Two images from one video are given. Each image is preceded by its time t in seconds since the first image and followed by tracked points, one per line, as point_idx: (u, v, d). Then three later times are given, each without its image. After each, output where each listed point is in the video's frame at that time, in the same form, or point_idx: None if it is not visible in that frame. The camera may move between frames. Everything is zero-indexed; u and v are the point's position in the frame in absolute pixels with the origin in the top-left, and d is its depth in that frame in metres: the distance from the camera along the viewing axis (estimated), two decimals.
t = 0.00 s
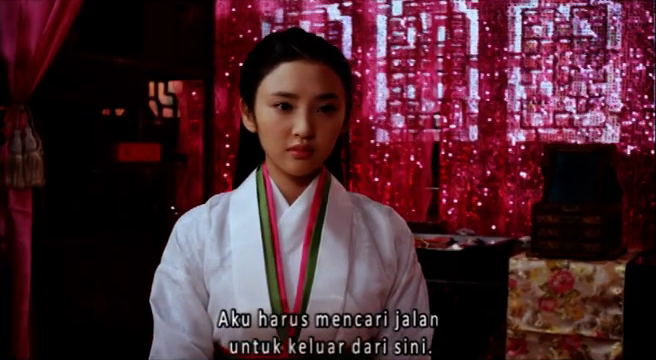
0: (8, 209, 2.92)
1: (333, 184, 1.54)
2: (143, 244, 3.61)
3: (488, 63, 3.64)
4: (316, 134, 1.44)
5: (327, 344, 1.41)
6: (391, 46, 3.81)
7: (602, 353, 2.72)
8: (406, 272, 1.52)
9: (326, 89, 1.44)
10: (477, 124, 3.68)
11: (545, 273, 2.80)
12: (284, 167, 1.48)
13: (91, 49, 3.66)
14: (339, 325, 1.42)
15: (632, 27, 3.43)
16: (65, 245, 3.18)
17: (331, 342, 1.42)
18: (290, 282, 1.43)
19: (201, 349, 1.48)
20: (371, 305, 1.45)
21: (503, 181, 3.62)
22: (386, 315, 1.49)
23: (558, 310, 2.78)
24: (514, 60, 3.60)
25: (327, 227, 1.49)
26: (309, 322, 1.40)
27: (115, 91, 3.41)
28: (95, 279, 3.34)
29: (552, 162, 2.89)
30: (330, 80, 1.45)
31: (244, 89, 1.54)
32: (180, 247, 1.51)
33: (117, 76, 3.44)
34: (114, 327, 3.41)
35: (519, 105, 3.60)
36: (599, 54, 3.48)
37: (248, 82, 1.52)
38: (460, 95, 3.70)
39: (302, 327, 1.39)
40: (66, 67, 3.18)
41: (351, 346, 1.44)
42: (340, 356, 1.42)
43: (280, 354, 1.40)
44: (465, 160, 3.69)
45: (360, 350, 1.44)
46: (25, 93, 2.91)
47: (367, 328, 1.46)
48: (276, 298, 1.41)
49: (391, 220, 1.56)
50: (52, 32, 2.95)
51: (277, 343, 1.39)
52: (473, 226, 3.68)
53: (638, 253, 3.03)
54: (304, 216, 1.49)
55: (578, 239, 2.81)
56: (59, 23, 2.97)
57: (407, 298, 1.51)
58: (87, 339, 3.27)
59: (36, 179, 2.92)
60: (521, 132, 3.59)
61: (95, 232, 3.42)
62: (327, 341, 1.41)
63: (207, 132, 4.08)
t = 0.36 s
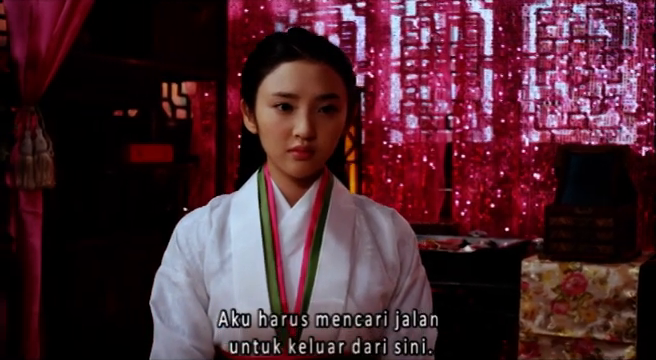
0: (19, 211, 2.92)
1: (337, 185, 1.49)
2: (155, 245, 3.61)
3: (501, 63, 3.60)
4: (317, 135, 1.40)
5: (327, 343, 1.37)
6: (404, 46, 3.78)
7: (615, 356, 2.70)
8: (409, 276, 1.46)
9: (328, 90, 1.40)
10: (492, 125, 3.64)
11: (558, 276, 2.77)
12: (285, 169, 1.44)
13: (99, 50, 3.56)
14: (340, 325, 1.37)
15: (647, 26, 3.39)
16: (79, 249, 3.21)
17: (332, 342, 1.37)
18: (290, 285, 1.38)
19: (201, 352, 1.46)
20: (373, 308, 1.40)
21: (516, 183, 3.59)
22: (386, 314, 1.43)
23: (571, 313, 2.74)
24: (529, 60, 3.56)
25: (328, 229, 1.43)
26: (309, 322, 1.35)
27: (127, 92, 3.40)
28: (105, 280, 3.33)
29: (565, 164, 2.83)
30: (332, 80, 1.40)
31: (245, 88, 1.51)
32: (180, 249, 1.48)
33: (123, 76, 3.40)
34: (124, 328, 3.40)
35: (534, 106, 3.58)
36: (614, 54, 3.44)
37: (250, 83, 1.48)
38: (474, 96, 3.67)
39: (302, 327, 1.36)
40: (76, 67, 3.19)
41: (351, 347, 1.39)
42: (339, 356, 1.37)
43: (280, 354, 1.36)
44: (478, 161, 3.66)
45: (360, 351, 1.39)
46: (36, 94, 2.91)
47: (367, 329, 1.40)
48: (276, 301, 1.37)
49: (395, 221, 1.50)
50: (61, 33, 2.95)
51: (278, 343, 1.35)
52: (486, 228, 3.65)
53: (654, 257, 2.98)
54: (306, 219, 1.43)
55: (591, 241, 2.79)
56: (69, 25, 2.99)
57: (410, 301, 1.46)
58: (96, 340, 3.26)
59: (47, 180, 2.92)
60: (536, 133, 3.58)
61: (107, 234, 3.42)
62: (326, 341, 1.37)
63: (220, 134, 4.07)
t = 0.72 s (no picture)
0: (30, 212, 2.92)
1: (340, 185, 1.38)
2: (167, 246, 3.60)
3: (515, 63, 3.56)
4: (318, 136, 1.29)
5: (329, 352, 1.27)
6: (418, 46, 3.75)
7: None
8: (414, 279, 1.36)
9: (330, 89, 1.29)
10: (507, 126, 3.60)
11: (570, 278, 2.74)
12: (286, 170, 1.34)
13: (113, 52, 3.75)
14: (341, 334, 1.27)
15: None
16: (87, 249, 3.22)
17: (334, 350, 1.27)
18: (290, 288, 1.28)
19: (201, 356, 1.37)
20: (375, 313, 1.30)
21: (530, 184, 3.56)
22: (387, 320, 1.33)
23: (584, 315, 2.71)
24: (544, 61, 3.52)
25: (331, 230, 1.33)
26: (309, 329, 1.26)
27: (132, 92, 3.33)
28: (116, 281, 3.32)
29: (579, 164, 2.84)
30: (332, 79, 1.30)
31: (247, 88, 1.48)
32: (180, 250, 1.38)
33: (133, 76, 3.37)
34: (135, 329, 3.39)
35: (548, 106, 3.53)
36: (630, 54, 3.36)
37: (250, 82, 1.46)
38: (487, 96, 3.63)
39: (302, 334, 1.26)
40: (86, 67, 3.20)
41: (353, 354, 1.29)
42: None
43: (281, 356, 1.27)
44: (491, 162, 3.64)
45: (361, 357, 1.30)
46: (46, 95, 2.92)
47: (370, 336, 1.31)
48: (276, 304, 1.27)
49: (398, 222, 1.39)
50: (72, 33, 2.93)
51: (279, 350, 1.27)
52: (500, 230, 3.63)
53: None
54: (307, 220, 1.32)
55: (605, 243, 2.75)
56: (79, 25, 2.95)
57: (415, 306, 1.36)
58: (107, 341, 3.25)
59: (58, 181, 2.91)
60: (551, 134, 3.53)
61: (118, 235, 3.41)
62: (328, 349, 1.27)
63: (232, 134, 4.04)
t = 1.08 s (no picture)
0: (40, 214, 2.92)
1: (341, 187, 1.48)
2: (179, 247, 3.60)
3: (529, 64, 3.54)
4: (319, 136, 1.39)
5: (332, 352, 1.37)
6: (432, 46, 3.73)
7: None
8: (415, 282, 1.46)
9: (330, 90, 1.39)
10: (521, 126, 3.58)
11: (584, 281, 2.64)
12: (288, 171, 1.43)
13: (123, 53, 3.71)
14: (343, 335, 1.37)
15: None
16: (99, 251, 3.20)
17: (336, 350, 1.37)
18: (292, 289, 1.39)
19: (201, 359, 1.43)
20: (376, 315, 1.40)
21: (544, 185, 3.53)
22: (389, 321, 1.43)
23: (597, 319, 2.61)
24: (559, 61, 3.47)
25: (332, 233, 1.43)
26: (310, 332, 1.36)
27: (141, 92, 3.36)
28: (128, 282, 3.32)
29: (591, 167, 2.71)
30: (333, 80, 1.39)
31: (248, 88, 1.49)
32: (181, 253, 1.46)
33: (150, 77, 3.41)
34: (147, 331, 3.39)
35: (565, 107, 3.49)
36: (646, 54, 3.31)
37: (249, 81, 1.48)
38: (502, 97, 3.61)
39: (303, 337, 1.36)
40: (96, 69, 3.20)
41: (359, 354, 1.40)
42: None
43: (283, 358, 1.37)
44: (505, 163, 3.60)
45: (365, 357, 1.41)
46: (57, 97, 2.91)
47: (374, 338, 1.41)
48: (276, 306, 1.37)
49: (401, 226, 1.50)
50: (82, 35, 2.93)
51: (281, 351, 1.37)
52: (514, 232, 3.59)
53: None
54: (309, 222, 1.43)
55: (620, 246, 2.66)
56: (90, 27, 2.96)
57: (417, 308, 1.46)
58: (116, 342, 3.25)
59: (68, 182, 2.91)
60: (566, 135, 3.49)
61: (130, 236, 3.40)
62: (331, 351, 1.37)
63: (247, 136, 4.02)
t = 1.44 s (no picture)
0: (51, 213, 2.93)
1: (343, 189, 1.47)
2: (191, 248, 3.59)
3: (544, 64, 3.49)
4: (320, 137, 1.37)
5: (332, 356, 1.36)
6: (447, 47, 3.71)
7: None
8: (418, 284, 1.45)
9: (331, 90, 1.37)
10: (537, 126, 3.53)
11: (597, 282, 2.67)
12: (288, 172, 1.42)
13: (134, 53, 3.75)
14: (344, 338, 1.35)
15: None
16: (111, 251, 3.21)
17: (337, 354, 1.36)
18: (293, 291, 1.37)
19: None
20: (378, 318, 1.38)
21: (558, 186, 3.49)
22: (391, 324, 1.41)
23: (612, 321, 2.29)
24: (575, 61, 3.43)
25: (333, 235, 1.42)
26: (310, 335, 1.35)
27: (154, 93, 3.35)
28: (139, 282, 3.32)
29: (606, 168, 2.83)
30: (334, 80, 1.38)
31: (248, 88, 1.47)
32: (181, 255, 1.45)
33: (163, 77, 3.42)
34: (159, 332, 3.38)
35: (581, 107, 3.44)
36: None
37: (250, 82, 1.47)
38: (518, 96, 3.57)
39: (303, 340, 1.35)
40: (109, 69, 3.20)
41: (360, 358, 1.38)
42: None
43: None
44: (520, 164, 3.56)
45: None
46: (68, 97, 2.90)
47: (375, 341, 1.39)
48: (276, 309, 1.36)
49: (404, 228, 1.48)
50: (94, 33, 2.92)
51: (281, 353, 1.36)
52: (528, 234, 3.56)
53: None
54: (310, 223, 1.42)
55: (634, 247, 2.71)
56: (101, 27, 2.94)
57: (420, 311, 1.44)
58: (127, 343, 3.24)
59: (80, 183, 2.90)
60: (582, 135, 3.44)
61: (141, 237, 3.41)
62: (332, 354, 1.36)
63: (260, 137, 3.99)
